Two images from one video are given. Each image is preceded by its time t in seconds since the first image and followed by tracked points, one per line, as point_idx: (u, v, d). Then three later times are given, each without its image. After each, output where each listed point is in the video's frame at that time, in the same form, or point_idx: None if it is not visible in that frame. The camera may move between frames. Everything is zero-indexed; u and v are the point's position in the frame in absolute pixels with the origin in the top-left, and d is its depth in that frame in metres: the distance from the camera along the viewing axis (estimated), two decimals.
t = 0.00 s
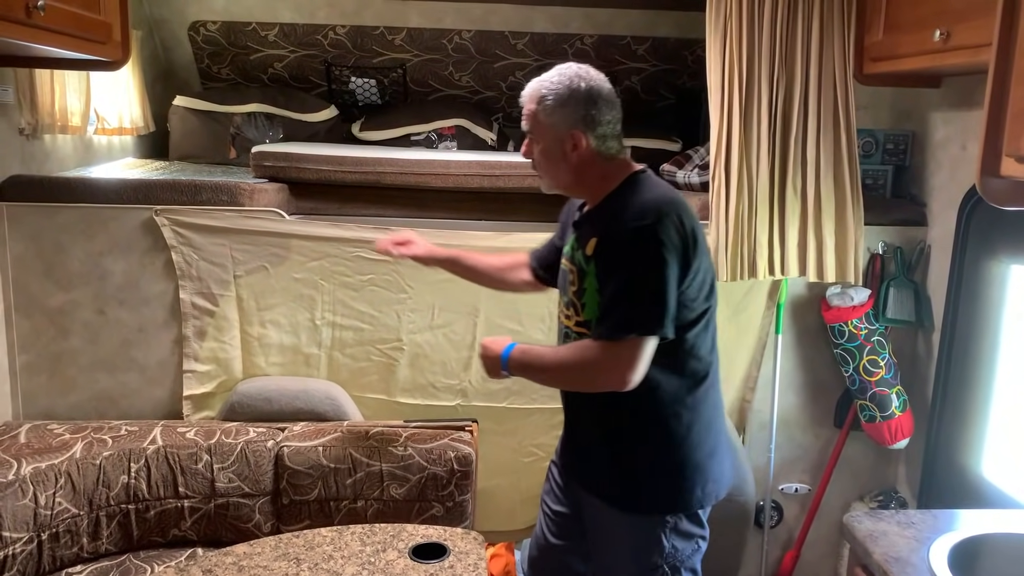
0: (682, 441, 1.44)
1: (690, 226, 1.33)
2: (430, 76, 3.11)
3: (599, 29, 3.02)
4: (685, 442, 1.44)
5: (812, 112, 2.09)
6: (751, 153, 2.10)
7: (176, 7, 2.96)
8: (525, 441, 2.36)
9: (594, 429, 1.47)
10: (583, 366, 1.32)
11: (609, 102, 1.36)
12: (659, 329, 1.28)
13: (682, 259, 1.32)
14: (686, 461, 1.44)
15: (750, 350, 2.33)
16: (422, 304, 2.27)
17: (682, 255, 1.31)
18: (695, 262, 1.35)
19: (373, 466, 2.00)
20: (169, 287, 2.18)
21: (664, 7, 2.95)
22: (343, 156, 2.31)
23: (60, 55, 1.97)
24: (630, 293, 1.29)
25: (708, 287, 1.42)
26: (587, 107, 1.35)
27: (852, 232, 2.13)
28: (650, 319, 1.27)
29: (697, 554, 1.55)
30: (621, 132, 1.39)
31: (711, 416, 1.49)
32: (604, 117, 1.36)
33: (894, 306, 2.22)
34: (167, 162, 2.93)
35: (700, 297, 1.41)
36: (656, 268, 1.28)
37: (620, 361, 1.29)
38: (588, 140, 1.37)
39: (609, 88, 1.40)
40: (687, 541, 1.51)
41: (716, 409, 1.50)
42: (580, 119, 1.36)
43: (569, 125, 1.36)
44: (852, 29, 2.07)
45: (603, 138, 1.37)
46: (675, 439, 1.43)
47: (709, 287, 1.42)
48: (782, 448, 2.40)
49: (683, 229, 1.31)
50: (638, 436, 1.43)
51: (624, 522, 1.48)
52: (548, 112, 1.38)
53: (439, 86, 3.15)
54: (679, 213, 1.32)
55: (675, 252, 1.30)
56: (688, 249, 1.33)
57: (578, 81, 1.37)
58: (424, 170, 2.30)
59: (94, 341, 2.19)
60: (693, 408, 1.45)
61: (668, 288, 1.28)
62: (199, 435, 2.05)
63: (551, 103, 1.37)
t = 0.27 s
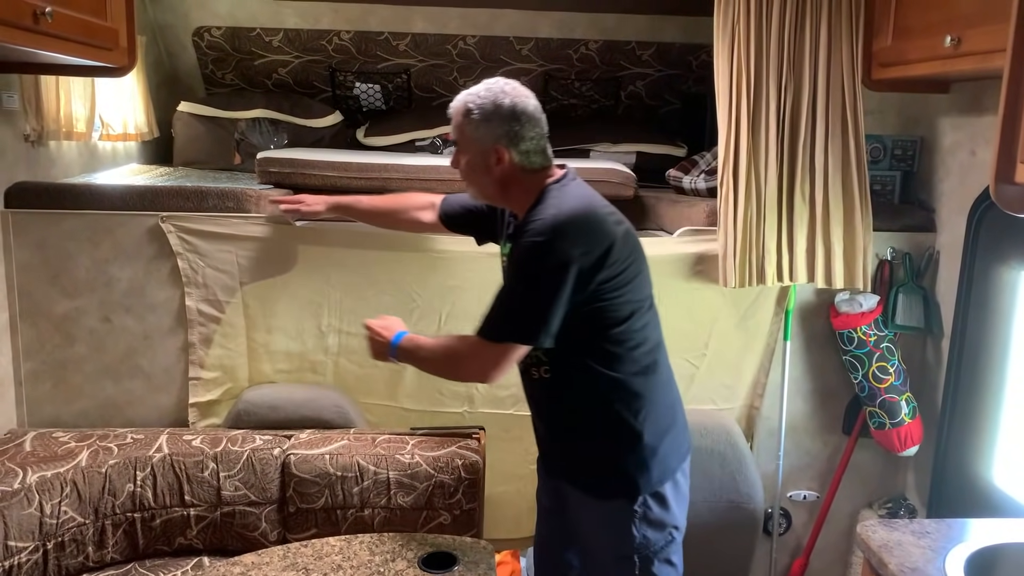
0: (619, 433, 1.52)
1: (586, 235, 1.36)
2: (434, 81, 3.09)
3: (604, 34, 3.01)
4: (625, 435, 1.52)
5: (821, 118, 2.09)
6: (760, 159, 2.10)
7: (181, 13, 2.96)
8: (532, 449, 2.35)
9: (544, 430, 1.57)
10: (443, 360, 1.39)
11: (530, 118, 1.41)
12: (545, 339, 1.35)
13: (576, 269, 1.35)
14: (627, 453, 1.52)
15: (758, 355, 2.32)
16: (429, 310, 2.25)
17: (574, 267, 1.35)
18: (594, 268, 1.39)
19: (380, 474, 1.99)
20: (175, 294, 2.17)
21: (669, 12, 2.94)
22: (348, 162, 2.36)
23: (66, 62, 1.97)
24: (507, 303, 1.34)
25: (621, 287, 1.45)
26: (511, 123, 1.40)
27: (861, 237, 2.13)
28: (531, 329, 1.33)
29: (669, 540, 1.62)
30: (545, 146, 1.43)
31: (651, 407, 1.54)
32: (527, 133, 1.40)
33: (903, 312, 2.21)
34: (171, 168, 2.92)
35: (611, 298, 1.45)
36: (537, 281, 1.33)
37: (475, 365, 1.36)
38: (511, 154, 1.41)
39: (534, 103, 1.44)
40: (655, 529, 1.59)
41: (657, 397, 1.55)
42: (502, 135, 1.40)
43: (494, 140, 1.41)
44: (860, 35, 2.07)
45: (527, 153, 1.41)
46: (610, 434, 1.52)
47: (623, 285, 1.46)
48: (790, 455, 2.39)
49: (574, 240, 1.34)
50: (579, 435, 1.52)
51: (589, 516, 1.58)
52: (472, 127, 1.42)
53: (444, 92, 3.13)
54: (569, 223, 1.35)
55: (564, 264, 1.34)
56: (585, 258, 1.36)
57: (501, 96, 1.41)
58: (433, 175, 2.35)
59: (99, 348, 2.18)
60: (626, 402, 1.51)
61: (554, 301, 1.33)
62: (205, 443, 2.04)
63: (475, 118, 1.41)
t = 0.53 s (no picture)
0: (550, 423, 1.60)
1: (482, 233, 1.48)
2: (438, 87, 3.09)
3: (609, 39, 3.01)
4: (556, 425, 1.60)
5: (829, 122, 2.08)
6: (768, 164, 2.09)
7: (186, 18, 2.96)
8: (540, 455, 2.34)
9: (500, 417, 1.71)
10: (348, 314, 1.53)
11: (479, 127, 1.56)
12: (425, 314, 1.49)
13: (465, 262, 1.48)
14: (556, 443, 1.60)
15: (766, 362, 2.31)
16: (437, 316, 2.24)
17: (464, 260, 1.48)
18: (496, 265, 1.50)
19: (388, 480, 1.98)
20: (182, 299, 2.16)
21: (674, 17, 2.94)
22: (355, 167, 2.37)
23: (73, 66, 1.96)
24: (396, 281, 1.46)
25: (538, 286, 1.54)
26: (462, 132, 1.55)
27: (869, 242, 2.12)
28: (412, 308, 1.48)
29: (627, 539, 1.65)
30: (493, 153, 1.60)
31: (580, 403, 1.60)
32: (475, 142, 1.56)
33: (912, 316, 2.22)
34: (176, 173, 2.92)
35: (527, 296, 1.54)
36: (423, 269, 1.46)
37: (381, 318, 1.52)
38: (461, 161, 1.57)
39: (483, 113, 1.59)
40: (606, 525, 1.63)
41: (588, 393, 1.60)
42: (452, 142, 1.55)
43: (445, 148, 1.56)
44: (868, 40, 2.07)
45: (476, 160, 1.58)
46: (542, 425, 1.61)
47: (539, 283, 1.54)
48: (799, 461, 2.39)
49: (467, 236, 1.47)
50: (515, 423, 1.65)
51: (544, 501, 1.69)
52: (424, 134, 1.56)
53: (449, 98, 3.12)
54: (466, 222, 1.48)
55: (455, 257, 1.47)
56: (479, 253, 1.48)
57: (451, 107, 1.55)
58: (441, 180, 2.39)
59: (106, 354, 2.17)
60: (556, 393, 1.59)
61: (440, 287, 1.47)
62: (212, 449, 2.03)
63: (427, 126, 1.55)
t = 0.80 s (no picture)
0: (496, 414, 1.70)
1: (422, 238, 1.55)
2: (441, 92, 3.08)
3: (612, 44, 3.01)
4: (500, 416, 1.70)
5: (834, 126, 2.08)
6: (773, 168, 2.09)
7: (189, 23, 2.96)
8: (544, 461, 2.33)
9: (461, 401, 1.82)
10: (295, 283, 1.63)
11: (442, 129, 1.64)
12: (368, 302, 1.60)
13: (404, 263, 1.56)
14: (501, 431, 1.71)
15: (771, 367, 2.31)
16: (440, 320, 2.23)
17: (404, 261, 1.56)
18: (437, 268, 1.58)
19: (392, 485, 1.97)
20: (186, 304, 2.16)
21: (677, 22, 2.94)
22: (359, 172, 2.37)
23: (78, 71, 1.96)
24: (338, 272, 1.56)
25: (480, 291, 1.60)
26: (427, 134, 1.63)
27: (874, 246, 2.12)
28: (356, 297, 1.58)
29: (578, 536, 1.75)
30: (458, 154, 1.68)
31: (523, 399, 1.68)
32: (439, 143, 1.64)
33: (917, 321, 2.22)
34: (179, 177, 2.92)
35: (469, 299, 1.61)
36: (365, 266, 1.55)
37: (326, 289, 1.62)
38: (427, 162, 1.65)
39: (448, 116, 1.67)
40: (554, 516, 1.74)
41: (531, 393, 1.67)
42: (417, 143, 1.63)
43: (410, 149, 1.64)
44: (872, 45, 2.08)
45: (441, 161, 1.66)
46: (489, 414, 1.72)
47: (481, 288, 1.60)
48: (804, 466, 2.38)
49: (408, 240, 1.54)
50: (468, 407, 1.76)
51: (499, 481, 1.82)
52: (390, 136, 1.64)
53: (451, 103, 3.11)
54: (407, 226, 1.55)
55: (396, 258, 1.55)
56: (419, 256, 1.56)
57: (415, 109, 1.63)
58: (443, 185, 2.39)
59: (109, 359, 2.17)
60: (503, 387, 1.68)
61: (381, 284, 1.57)
62: (215, 454, 2.02)
63: (393, 128, 1.63)
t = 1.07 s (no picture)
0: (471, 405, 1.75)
1: (406, 233, 1.59)
2: (441, 94, 3.09)
3: (612, 47, 3.01)
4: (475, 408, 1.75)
5: (835, 129, 2.09)
6: (774, 171, 2.09)
7: (189, 26, 2.96)
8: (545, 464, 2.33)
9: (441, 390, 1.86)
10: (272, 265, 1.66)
11: (431, 123, 1.67)
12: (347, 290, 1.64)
13: (387, 256, 1.61)
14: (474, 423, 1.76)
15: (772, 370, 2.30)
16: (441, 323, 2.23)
17: (386, 254, 1.60)
18: (417, 263, 1.62)
19: (393, 488, 1.97)
20: (186, 307, 2.16)
21: (677, 25, 2.94)
22: (359, 175, 2.37)
23: (79, 74, 1.96)
24: (320, 260, 1.60)
25: (459, 288, 1.65)
26: (416, 127, 1.65)
27: (875, 249, 2.12)
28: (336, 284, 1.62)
29: (547, 533, 1.78)
30: (446, 148, 1.71)
31: (496, 395, 1.73)
32: (427, 136, 1.66)
33: (918, 324, 2.23)
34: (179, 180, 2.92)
35: (448, 295, 1.66)
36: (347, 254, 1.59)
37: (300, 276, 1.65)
38: (415, 155, 1.68)
39: (437, 110, 1.70)
40: (523, 510, 1.79)
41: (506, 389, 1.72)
42: (405, 137, 1.66)
43: (399, 142, 1.66)
44: (872, 48, 2.08)
45: (429, 155, 1.69)
46: (464, 405, 1.76)
47: (461, 287, 1.65)
48: (805, 468, 2.38)
49: (390, 234, 1.59)
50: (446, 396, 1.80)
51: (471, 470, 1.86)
52: (379, 129, 1.66)
53: (450, 104, 3.11)
54: (394, 220, 1.59)
55: (378, 250, 1.60)
56: (402, 250, 1.61)
57: (405, 102, 1.66)
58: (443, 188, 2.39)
59: (110, 362, 2.16)
60: (478, 380, 1.72)
61: (361, 275, 1.61)
62: (216, 457, 2.01)
63: (383, 121, 1.66)
